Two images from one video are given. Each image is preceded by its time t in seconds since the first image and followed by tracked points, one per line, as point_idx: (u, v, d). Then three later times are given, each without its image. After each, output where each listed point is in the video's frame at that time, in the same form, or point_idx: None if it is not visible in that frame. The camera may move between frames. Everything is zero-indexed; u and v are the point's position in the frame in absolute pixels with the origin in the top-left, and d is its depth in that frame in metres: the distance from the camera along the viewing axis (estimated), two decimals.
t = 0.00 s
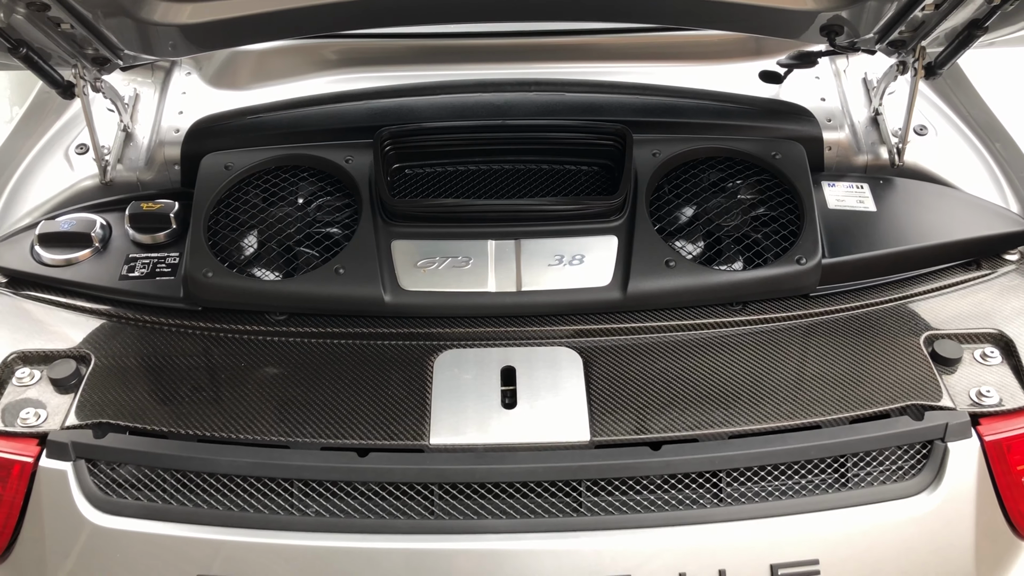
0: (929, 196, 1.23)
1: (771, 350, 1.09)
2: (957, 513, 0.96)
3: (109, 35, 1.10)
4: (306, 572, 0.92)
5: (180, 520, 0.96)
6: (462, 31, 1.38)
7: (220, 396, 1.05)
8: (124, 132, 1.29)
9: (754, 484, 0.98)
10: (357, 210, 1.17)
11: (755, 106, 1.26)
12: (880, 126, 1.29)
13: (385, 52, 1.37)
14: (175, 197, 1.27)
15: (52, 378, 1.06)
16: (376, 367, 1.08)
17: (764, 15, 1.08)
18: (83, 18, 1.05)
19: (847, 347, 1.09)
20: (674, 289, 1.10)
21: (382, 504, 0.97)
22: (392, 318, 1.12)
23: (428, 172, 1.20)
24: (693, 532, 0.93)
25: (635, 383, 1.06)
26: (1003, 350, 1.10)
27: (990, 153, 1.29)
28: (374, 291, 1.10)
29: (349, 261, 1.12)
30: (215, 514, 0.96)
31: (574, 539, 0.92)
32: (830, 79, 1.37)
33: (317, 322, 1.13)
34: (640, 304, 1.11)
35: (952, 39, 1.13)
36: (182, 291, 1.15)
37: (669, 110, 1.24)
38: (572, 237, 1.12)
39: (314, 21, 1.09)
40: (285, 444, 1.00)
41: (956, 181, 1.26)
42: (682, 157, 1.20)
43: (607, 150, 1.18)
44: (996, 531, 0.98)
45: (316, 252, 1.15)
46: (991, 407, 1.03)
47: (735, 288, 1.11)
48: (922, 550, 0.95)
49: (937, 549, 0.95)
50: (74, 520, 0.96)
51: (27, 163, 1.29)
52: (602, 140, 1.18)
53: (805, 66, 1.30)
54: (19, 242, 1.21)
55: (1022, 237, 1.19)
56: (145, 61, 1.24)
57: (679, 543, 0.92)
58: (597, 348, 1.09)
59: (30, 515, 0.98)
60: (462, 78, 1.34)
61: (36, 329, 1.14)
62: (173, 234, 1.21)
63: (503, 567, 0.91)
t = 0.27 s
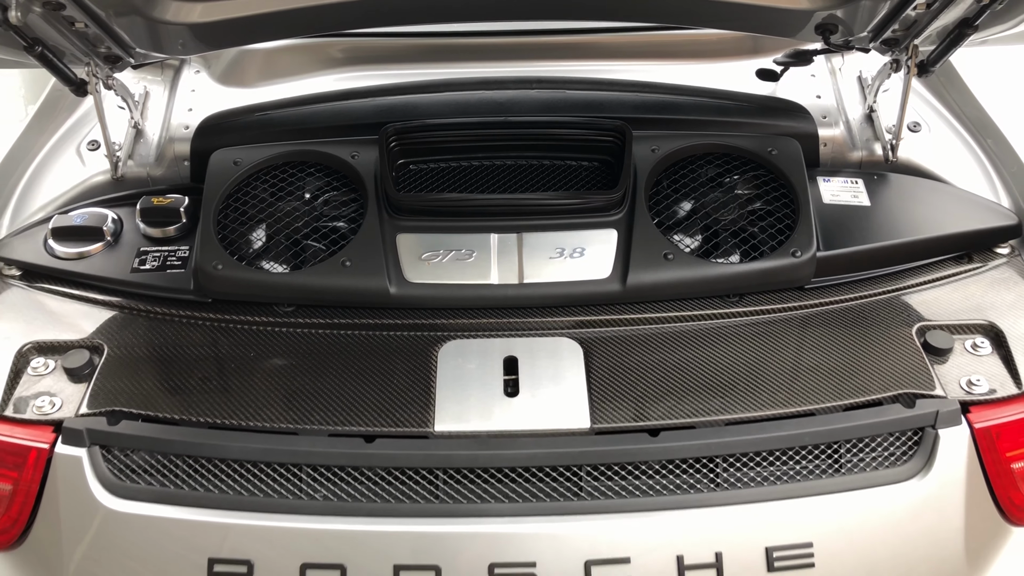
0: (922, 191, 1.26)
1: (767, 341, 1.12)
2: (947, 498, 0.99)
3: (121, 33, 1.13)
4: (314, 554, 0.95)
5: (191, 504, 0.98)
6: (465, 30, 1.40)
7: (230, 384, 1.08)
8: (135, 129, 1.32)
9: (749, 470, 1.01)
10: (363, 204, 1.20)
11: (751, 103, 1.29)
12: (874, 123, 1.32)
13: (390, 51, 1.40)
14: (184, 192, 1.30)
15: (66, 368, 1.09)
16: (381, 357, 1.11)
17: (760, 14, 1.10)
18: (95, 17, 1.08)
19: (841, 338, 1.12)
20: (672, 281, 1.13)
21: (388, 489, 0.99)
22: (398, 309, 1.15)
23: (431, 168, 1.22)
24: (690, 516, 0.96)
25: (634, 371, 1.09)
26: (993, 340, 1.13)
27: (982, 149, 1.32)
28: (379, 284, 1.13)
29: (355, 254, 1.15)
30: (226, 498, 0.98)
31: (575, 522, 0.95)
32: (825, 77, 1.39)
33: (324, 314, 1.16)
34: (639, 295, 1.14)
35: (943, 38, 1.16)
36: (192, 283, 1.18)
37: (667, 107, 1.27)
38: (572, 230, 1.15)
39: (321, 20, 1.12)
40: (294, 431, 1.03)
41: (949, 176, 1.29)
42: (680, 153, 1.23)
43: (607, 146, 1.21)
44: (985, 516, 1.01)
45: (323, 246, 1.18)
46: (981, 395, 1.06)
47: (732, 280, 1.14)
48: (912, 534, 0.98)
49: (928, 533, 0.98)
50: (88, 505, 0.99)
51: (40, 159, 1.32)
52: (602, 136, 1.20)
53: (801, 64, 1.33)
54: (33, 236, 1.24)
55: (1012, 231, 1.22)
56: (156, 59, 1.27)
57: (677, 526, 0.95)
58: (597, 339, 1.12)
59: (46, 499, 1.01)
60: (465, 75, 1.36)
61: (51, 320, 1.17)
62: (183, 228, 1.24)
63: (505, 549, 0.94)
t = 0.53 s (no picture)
0: (910, 187, 1.30)
1: (760, 330, 1.16)
2: (932, 480, 1.03)
3: (136, 33, 1.17)
4: (321, 532, 0.98)
5: (202, 485, 1.02)
6: (467, 31, 1.44)
7: (241, 370, 1.12)
8: (147, 126, 1.36)
9: (742, 452, 1.05)
10: (368, 198, 1.24)
11: (745, 101, 1.33)
12: (865, 121, 1.36)
13: (394, 50, 1.44)
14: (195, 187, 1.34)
15: (81, 355, 1.13)
16: (386, 345, 1.15)
17: (752, 14, 1.14)
18: (111, 17, 1.12)
19: (831, 327, 1.16)
20: (667, 272, 1.17)
21: (393, 470, 1.03)
22: (402, 299, 1.19)
23: (435, 163, 1.26)
24: (684, 495, 1.00)
25: (631, 358, 1.12)
26: (978, 329, 1.17)
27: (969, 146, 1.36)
28: (385, 274, 1.17)
29: (361, 246, 1.18)
30: (237, 479, 1.02)
31: (573, 501, 0.99)
32: (817, 76, 1.43)
33: (331, 304, 1.20)
34: (635, 286, 1.17)
35: (930, 37, 1.20)
36: (203, 274, 1.22)
37: (663, 105, 1.31)
38: (571, 223, 1.19)
39: (329, 20, 1.16)
40: (302, 414, 1.07)
41: (937, 172, 1.33)
42: (676, 148, 1.27)
43: (605, 142, 1.25)
44: (970, 497, 1.04)
45: (329, 238, 1.22)
46: (965, 381, 1.10)
47: (725, 270, 1.18)
48: (899, 514, 1.01)
49: (914, 513, 1.02)
50: (104, 485, 1.03)
51: (55, 155, 1.36)
52: (600, 132, 1.24)
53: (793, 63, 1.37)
54: (49, 229, 1.28)
55: (997, 225, 1.26)
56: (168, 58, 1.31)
57: (670, 505, 0.99)
58: (595, 328, 1.16)
59: (63, 481, 1.05)
60: (467, 74, 1.40)
61: (66, 310, 1.21)
62: (194, 221, 1.28)
63: (506, 527, 0.98)
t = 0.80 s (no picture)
0: (898, 185, 1.34)
1: (752, 321, 1.20)
2: (916, 464, 1.07)
3: (150, 35, 1.21)
4: (328, 513, 1.02)
5: (213, 469, 1.06)
6: (469, 34, 1.49)
7: (250, 359, 1.17)
8: (159, 126, 1.41)
9: (733, 437, 1.09)
10: (373, 195, 1.28)
11: (737, 102, 1.38)
12: (854, 121, 1.40)
13: (398, 53, 1.49)
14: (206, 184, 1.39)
15: (97, 345, 1.17)
16: (391, 336, 1.19)
17: (743, 17, 1.19)
18: (127, 20, 1.16)
19: (820, 318, 1.20)
20: (662, 266, 1.21)
21: (397, 454, 1.07)
22: (405, 291, 1.23)
23: (438, 162, 1.31)
24: (677, 478, 1.04)
25: (627, 348, 1.17)
26: (962, 320, 1.21)
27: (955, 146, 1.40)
28: (389, 268, 1.21)
29: (367, 241, 1.23)
30: (247, 463, 1.06)
31: (570, 483, 1.03)
32: (807, 78, 1.48)
33: (337, 296, 1.24)
34: (631, 279, 1.22)
35: (914, 40, 1.24)
36: (214, 268, 1.26)
37: (658, 105, 1.35)
38: (569, 219, 1.23)
39: (336, 23, 1.20)
40: (310, 401, 1.11)
41: (923, 171, 1.37)
42: (670, 147, 1.31)
43: (602, 141, 1.29)
44: (952, 480, 1.08)
45: (336, 234, 1.26)
46: (950, 369, 1.14)
47: (717, 264, 1.22)
48: (884, 497, 1.05)
49: (899, 496, 1.06)
50: (119, 468, 1.07)
51: (70, 154, 1.40)
52: (597, 132, 1.29)
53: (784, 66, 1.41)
54: (64, 226, 1.33)
55: (981, 221, 1.30)
56: (180, 60, 1.36)
57: (664, 487, 1.03)
58: (591, 319, 1.20)
59: (79, 465, 1.09)
60: (469, 76, 1.45)
61: (82, 302, 1.25)
62: (205, 217, 1.32)
63: (506, 508, 1.02)
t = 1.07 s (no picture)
0: (887, 184, 1.38)
1: (745, 314, 1.24)
2: (904, 450, 1.10)
3: (165, 38, 1.26)
4: (336, 496, 1.06)
5: (225, 454, 1.10)
6: (472, 39, 1.53)
7: (260, 350, 1.21)
8: (171, 128, 1.45)
9: (727, 424, 1.12)
10: (379, 193, 1.32)
11: (732, 104, 1.42)
12: (845, 123, 1.44)
13: (403, 58, 1.53)
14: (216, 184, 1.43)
15: (111, 336, 1.21)
16: (396, 328, 1.23)
17: (736, 21, 1.23)
18: (143, 23, 1.21)
19: (812, 311, 1.24)
20: (658, 261, 1.25)
21: (402, 440, 1.11)
22: (410, 285, 1.28)
23: (441, 161, 1.35)
24: (672, 463, 1.07)
25: (624, 339, 1.20)
26: (948, 313, 1.25)
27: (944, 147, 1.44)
28: (395, 262, 1.25)
29: (373, 237, 1.27)
30: (257, 448, 1.10)
31: (570, 468, 1.06)
32: (800, 81, 1.51)
33: (344, 290, 1.29)
34: (628, 273, 1.26)
35: (902, 43, 1.28)
36: (224, 263, 1.31)
37: (655, 107, 1.40)
38: (568, 216, 1.28)
39: (344, 27, 1.25)
40: (318, 389, 1.15)
41: (912, 170, 1.41)
42: (667, 147, 1.35)
43: (600, 141, 1.34)
44: (939, 466, 1.12)
45: (344, 231, 1.30)
46: (937, 360, 1.18)
47: (712, 259, 1.26)
48: (874, 481, 1.09)
49: (888, 481, 1.09)
50: (134, 454, 1.11)
51: (85, 155, 1.45)
52: (595, 132, 1.33)
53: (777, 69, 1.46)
54: (80, 223, 1.37)
55: (969, 218, 1.34)
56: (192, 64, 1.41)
57: (660, 471, 1.06)
58: (590, 312, 1.24)
59: (94, 451, 1.13)
60: (472, 79, 1.49)
61: (97, 296, 1.29)
62: (216, 215, 1.37)
63: (508, 492, 1.05)
